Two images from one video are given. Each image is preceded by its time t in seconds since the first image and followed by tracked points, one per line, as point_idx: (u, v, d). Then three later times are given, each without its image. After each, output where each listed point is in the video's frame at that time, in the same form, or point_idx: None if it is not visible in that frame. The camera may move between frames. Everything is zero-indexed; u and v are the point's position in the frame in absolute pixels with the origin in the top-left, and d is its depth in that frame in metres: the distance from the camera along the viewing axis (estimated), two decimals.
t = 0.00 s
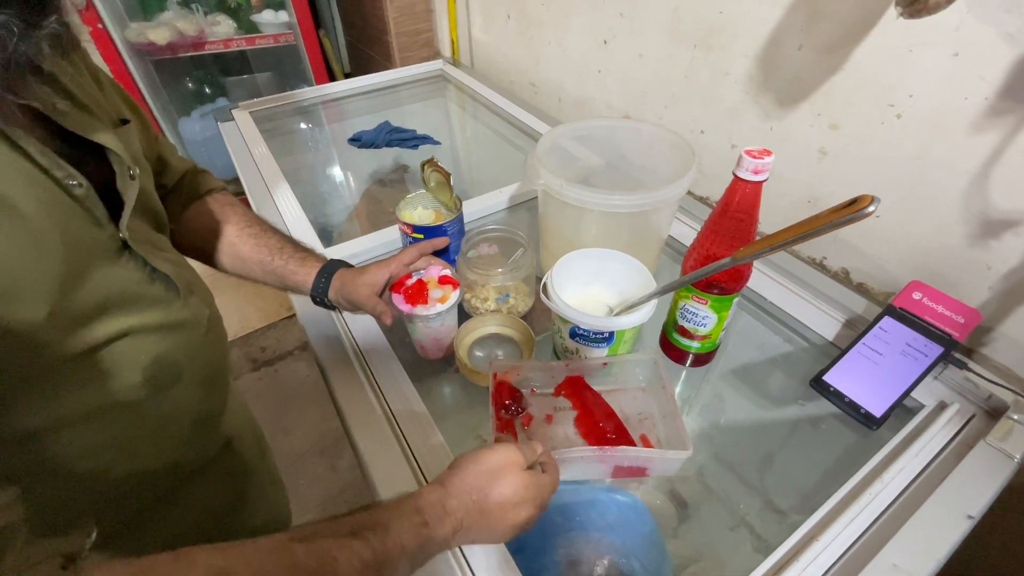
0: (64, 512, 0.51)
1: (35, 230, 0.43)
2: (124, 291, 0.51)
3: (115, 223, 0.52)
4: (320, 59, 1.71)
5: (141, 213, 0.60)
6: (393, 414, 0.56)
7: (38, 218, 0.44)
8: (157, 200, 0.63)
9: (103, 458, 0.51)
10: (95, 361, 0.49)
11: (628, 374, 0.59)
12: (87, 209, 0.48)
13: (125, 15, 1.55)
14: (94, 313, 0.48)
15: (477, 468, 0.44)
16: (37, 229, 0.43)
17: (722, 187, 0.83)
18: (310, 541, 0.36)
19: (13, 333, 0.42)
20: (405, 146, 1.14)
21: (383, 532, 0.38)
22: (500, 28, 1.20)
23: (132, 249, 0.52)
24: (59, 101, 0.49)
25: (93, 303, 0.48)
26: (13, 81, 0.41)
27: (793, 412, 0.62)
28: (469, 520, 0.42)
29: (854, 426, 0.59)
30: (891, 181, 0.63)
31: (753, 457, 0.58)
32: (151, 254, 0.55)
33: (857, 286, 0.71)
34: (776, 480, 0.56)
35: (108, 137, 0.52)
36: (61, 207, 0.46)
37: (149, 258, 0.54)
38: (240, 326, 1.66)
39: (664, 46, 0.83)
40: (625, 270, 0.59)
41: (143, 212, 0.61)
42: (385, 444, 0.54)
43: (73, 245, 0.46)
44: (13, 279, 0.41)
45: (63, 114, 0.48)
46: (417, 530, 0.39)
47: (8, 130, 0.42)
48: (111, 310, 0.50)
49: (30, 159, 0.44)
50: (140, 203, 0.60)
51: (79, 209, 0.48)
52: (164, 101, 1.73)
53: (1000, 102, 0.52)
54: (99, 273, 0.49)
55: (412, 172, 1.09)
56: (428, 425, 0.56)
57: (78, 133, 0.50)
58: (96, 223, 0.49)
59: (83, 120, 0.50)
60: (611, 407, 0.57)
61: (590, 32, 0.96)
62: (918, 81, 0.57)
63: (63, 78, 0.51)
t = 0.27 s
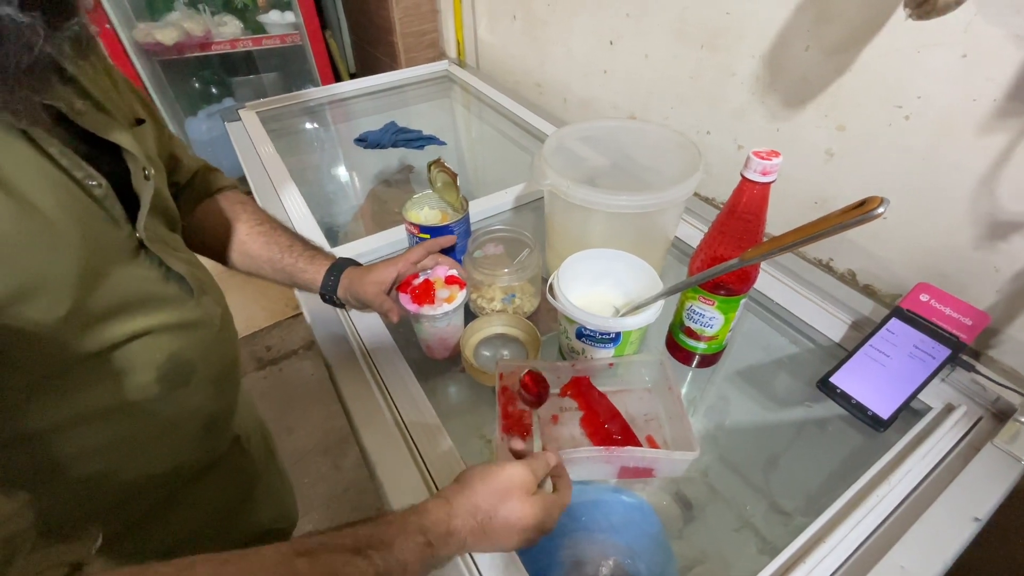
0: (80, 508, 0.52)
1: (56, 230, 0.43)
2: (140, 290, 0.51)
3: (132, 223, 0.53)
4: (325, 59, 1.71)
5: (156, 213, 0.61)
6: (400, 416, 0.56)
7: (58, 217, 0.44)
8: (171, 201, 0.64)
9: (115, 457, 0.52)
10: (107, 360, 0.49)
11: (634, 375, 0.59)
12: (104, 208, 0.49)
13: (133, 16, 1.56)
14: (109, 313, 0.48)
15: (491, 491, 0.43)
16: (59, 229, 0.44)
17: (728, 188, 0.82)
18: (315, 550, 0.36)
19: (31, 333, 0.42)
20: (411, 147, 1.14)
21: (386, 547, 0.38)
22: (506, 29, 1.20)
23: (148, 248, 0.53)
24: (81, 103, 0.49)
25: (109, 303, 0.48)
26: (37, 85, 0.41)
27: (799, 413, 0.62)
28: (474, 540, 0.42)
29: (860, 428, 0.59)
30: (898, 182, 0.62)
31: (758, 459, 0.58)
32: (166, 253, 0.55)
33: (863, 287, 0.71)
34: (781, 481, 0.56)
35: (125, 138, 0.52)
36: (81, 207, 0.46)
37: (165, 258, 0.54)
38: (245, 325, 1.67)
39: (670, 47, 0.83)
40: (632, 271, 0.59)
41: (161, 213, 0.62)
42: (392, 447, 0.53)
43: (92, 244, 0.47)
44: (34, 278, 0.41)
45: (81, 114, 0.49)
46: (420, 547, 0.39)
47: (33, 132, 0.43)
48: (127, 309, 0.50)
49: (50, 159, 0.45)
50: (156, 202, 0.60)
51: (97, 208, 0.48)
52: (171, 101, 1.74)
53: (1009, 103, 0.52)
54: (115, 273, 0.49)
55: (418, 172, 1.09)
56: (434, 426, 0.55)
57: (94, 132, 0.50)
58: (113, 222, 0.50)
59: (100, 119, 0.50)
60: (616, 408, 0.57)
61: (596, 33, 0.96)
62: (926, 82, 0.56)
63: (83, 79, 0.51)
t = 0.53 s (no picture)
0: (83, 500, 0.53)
1: (65, 225, 0.44)
2: (149, 287, 0.51)
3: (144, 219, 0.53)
4: (331, 58, 1.71)
5: (166, 210, 0.61)
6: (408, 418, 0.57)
7: (67, 212, 0.44)
8: (182, 199, 0.64)
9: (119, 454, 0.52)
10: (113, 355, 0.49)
11: (640, 375, 0.59)
12: (115, 204, 0.49)
13: (140, 15, 1.57)
14: (116, 310, 0.48)
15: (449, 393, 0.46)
16: (68, 224, 0.44)
17: (735, 189, 0.82)
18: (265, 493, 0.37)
19: (35, 325, 0.43)
20: (416, 146, 1.14)
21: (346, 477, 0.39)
22: (512, 28, 1.20)
23: (157, 246, 0.53)
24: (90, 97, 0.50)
25: (118, 300, 0.48)
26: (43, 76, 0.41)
27: (805, 415, 0.62)
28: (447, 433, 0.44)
29: (868, 429, 0.58)
30: (907, 183, 0.62)
31: (764, 460, 0.58)
32: (175, 251, 0.55)
33: (871, 288, 0.71)
34: (787, 483, 0.56)
35: (134, 134, 0.52)
36: (91, 202, 0.46)
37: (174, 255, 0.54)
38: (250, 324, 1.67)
39: (677, 47, 0.82)
40: (640, 270, 0.58)
41: (172, 210, 0.62)
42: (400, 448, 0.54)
43: (100, 240, 0.47)
44: (38, 272, 0.42)
45: (92, 109, 0.49)
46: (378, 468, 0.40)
47: (44, 125, 0.44)
48: (137, 305, 0.50)
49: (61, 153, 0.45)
50: (165, 199, 0.60)
51: (107, 204, 0.48)
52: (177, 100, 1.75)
53: (1019, 104, 0.51)
54: (123, 269, 0.49)
55: (423, 171, 1.09)
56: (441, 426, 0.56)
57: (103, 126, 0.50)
58: (124, 219, 0.50)
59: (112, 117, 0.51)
60: (623, 408, 0.57)
61: (602, 32, 0.96)
62: (935, 83, 0.56)
63: (94, 77, 0.52)
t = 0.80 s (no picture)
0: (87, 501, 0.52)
1: (61, 215, 0.44)
2: (147, 280, 0.51)
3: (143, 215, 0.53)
4: (334, 58, 1.72)
5: (166, 207, 0.61)
6: (409, 420, 0.57)
7: (64, 203, 0.44)
8: (184, 196, 0.65)
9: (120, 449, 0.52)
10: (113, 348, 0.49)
11: (642, 378, 0.59)
12: (114, 198, 0.50)
13: (144, 15, 1.57)
14: (115, 302, 0.49)
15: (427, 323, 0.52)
16: (65, 215, 0.44)
17: (738, 191, 0.82)
18: (238, 424, 0.41)
19: (35, 315, 0.42)
20: (419, 146, 1.14)
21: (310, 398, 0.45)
22: (515, 29, 1.20)
23: (157, 241, 0.53)
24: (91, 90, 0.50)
25: (115, 291, 0.48)
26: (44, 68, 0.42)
27: (808, 418, 0.61)
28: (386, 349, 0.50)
29: (871, 433, 0.58)
30: (911, 186, 0.62)
31: (765, 463, 0.58)
32: (176, 248, 0.56)
33: (874, 291, 0.71)
34: (789, 486, 0.55)
35: (134, 129, 0.52)
36: (92, 195, 0.47)
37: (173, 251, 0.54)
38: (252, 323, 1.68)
39: (681, 48, 0.82)
40: (642, 273, 0.58)
41: (173, 207, 0.63)
42: (400, 450, 0.54)
43: (99, 232, 0.47)
44: (35, 260, 0.42)
45: (91, 104, 0.49)
46: (342, 384, 0.46)
47: (45, 121, 0.44)
48: (135, 299, 0.50)
49: (61, 147, 0.46)
50: (165, 196, 0.61)
51: (107, 198, 0.49)
52: (181, 99, 1.75)
53: None
54: (122, 262, 0.49)
55: (425, 171, 1.09)
56: (441, 427, 0.56)
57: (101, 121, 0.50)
58: (124, 214, 0.50)
59: (112, 113, 0.51)
60: (625, 411, 0.56)
61: (605, 33, 0.96)
62: (940, 85, 0.56)
63: (94, 74, 0.53)
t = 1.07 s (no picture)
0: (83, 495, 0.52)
1: (65, 209, 0.44)
2: (149, 276, 0.51)
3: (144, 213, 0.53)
4: (337, 58, 1.72)
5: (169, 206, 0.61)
6: (410, 420, 0.57)
7: (68, 197, 0.44)
8: (188, 195, 0.65)
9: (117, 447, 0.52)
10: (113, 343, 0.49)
11: (645, 380, 0.59)
12: (118, 195, 0.50)
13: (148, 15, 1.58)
14: (117, 298, 0.49)
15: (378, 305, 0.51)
16: (68, 209, 0.44)
17: (742, 193, 0.82)
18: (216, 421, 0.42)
19: (35, 310, 0.42)
20: (422, 147, 1.14)
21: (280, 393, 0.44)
22: (518, 30, 1.20)
23: (159, 238, 0.53)
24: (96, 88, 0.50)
25: (117, 287, 0.48)
26: (50, 65, 0.41)
27: (811, 421, 0.61)
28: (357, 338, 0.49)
29: (874, 436, 0.58)
30: (916, 189, 0.62)
31: (768, 466, 0.58)
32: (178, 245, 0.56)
33: (878, 294, 0.70)
34: (791, 489, 0.55)
35: (138, 127, 0.52)
36: (95, 191, 0.47)
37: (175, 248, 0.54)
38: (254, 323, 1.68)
39: (685, 50, 0.82)
40: (645, 274, 0.58)
41: (175, 206, 0.63)
42: (401, 450, 0.54)
43: (103, 229, 0.47)
44: (39, 254, 0.41)
45: (97, 103, 0.49)
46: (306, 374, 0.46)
47: (50, 117, 0.44)
48: (136, 295, 0.50)
49: (64, 142, 0.46)
50: (168, 195, 0.61)
51: (111, 195, 0.49)
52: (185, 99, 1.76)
53: None
54: (125, 259, 0.49)
55: (428, 172, 1.09)
56: (442, 426, 0.56)
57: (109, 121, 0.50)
58: (127, 211, 0.50)
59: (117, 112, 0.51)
60: (628, 413, 0.56)
61: (608, 34, 0.96)
62: (945, 88, 0.56)
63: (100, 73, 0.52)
